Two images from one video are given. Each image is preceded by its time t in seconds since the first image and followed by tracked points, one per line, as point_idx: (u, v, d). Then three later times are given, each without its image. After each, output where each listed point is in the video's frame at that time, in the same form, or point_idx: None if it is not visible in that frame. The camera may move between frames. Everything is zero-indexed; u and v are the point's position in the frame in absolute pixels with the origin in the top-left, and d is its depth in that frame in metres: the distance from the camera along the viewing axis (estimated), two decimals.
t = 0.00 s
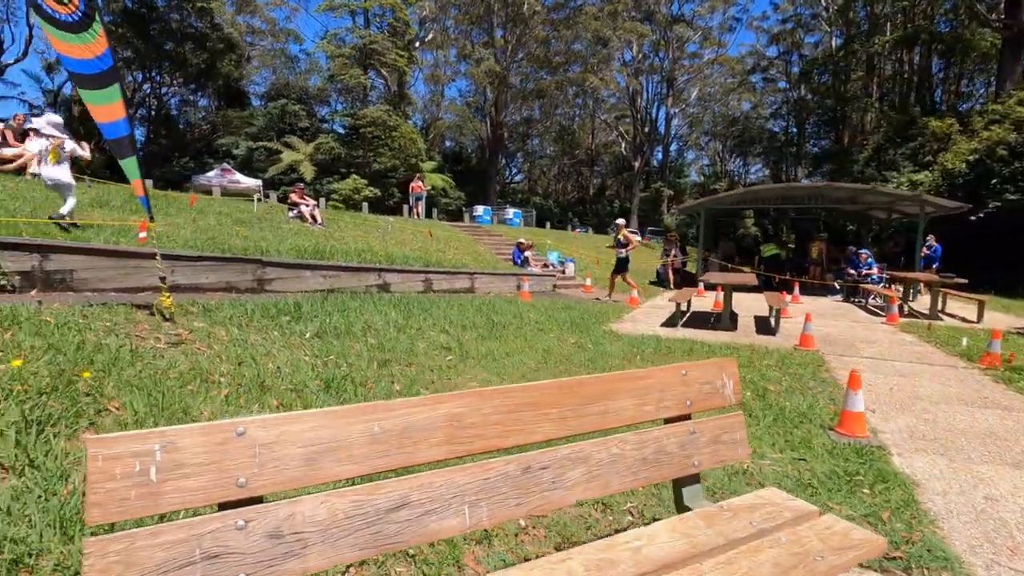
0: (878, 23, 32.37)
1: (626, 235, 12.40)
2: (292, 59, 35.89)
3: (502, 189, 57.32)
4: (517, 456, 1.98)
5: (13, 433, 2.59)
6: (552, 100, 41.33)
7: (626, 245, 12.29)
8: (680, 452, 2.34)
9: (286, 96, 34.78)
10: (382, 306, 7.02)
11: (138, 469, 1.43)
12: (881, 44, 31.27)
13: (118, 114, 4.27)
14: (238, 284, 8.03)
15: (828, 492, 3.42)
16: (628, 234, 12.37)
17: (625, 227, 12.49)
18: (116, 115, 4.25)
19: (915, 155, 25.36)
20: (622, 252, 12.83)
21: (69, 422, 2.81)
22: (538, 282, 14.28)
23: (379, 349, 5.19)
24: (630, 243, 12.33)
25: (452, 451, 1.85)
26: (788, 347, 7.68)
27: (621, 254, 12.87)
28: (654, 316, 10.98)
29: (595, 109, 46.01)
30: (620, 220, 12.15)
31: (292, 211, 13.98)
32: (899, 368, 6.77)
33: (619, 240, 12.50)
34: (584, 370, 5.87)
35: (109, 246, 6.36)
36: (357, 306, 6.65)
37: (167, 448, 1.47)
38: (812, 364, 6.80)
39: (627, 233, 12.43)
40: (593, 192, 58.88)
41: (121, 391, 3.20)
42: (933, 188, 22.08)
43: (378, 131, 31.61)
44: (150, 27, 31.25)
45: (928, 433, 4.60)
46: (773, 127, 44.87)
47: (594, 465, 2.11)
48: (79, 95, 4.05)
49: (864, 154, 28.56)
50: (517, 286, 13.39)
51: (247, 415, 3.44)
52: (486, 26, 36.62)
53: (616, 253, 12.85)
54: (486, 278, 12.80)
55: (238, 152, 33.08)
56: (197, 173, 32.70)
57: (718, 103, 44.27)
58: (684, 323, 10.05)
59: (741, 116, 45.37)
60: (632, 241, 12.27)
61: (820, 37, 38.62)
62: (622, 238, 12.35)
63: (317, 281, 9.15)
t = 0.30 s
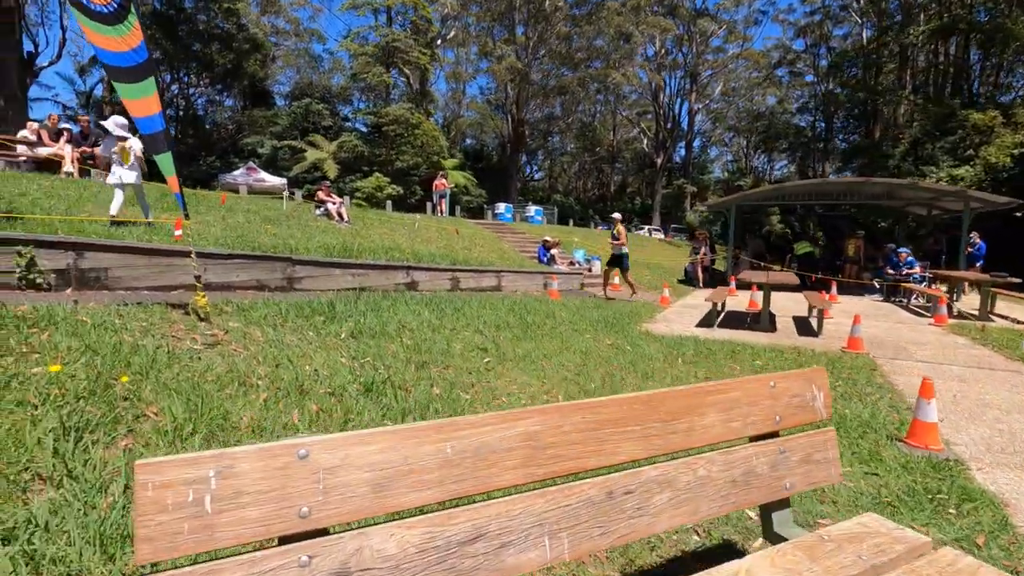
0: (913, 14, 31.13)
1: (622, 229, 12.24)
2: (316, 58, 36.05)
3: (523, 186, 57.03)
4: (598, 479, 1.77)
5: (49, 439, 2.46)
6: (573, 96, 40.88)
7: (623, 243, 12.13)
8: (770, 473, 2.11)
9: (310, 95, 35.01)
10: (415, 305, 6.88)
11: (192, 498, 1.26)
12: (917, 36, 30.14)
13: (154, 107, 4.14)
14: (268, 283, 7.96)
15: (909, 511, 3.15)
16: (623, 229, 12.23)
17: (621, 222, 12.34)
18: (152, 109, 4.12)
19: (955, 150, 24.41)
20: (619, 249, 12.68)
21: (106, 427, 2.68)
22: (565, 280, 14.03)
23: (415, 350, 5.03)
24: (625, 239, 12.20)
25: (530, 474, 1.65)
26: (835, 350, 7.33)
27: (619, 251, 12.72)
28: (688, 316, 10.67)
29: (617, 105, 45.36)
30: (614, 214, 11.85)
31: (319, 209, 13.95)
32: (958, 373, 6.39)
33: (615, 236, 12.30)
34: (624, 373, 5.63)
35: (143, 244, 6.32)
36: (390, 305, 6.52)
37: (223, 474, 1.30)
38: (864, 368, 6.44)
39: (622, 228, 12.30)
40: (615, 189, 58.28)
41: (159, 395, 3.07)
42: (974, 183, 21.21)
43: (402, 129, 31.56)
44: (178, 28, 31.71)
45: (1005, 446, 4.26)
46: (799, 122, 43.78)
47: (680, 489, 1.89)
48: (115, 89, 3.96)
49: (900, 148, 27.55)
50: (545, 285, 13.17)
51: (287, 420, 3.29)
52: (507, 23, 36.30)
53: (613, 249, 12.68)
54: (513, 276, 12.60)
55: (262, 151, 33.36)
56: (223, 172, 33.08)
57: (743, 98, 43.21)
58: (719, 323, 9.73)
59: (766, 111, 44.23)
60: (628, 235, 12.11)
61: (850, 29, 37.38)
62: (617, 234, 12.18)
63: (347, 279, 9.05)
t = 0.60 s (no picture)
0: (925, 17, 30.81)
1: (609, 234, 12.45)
2: (324, 63, 36.07)
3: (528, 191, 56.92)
4: (685, 522, 1.57)
5: (66, 464, 2.27)
6: (579, 101, 40.75)
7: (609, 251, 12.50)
8: (863, 508, 1.90)
9: (318, 100, 35.10)
10: (433, 313, 6.69)
11: (243, 558, 1.08)
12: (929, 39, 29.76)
13: (171, 109, 3.93)
14: (283, 289, 7.80)
15: (984, 539, 2.91)
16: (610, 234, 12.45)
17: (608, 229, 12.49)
18: (169, 110, 3.92)
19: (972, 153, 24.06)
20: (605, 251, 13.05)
21: (125, 448, 2.50)
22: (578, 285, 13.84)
23: (439, 361, 4.84)
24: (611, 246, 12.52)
25: (614, 519, 1.45)
26: (866, 359, 7.08)
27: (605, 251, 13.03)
28: (707, 323, 10.45)
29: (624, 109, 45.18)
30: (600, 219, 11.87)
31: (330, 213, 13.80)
32: (1000, 384, 6.13)
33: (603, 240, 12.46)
34: (654, 383, 5.42)
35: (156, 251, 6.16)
36: (409, 312, 6.35)
37: (277, 529, 1.11)
38: (900, 378, 6.19)
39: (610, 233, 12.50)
40: (621, 194, 58.16)
41: (180, 413, 2.88)
42: (991, 186, 20.89)
43: (410, 134, 31.49)
44: (187, 33, 31.82)
45: None
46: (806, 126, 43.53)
47: (772, 530, 1.69)
48: (131, 90, 3.78)
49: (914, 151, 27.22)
50: (559, 290, 12.98)
51: (314, 438, 3.10)
52: (514, 27, 36.28)
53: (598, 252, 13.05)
54: (526, 281, 12.41)
55: (269, 156, 33.35)
56: (231, 177, 33.08)
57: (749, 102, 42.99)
58: (741, 330, 9.51)
59: (773, 115, 43.92)
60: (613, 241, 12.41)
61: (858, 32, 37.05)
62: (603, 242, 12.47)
63: (360, 285, 8.88)
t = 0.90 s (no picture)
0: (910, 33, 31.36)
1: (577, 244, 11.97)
2: (315, 74, 36.02)
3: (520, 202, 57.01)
4: (753, 555, 1.44)
5: (66, 492, 2.11)
6: (571, 113, 40.95)
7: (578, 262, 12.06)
8: (925, 534, 1.79)
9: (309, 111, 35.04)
10: (436, 325, 6.55)
11: None
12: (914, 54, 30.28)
13: (173, 116, 3.81)
14: (279, 301, 7.62)
15: None
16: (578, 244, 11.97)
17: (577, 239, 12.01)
18: (171, 117, 3.79)
19: (960, 165, 24.42)
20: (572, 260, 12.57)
21: (128, 474, 2.34)
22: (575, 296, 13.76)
23: (446, 376, 4.70)
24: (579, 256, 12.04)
25: (683, 554, 1.34)
26: (871, 370, 7.03)
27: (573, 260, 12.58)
28: (707, 334, 10.39)
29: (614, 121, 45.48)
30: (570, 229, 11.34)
31: (325, 224, 13.63)
32: (1009, 395, 6.08)
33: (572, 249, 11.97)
34: (664, 397, 5.31)
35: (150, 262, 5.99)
36: (412, 325, 6.21)
37: None
38: (910, 390, 6.13)
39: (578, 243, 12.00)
40: (611, 205, 58.48)
41: (185, 434, 2.73)
42: (979, 198, 21.17)
43: (403, 146, 31.37)
44: (178, 44, 31.66)
45: None
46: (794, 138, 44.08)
47: (842, 561, 1.57)
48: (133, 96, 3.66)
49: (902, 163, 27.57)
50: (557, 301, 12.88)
51: (325, 460, 2.94)
52: (506, 40, 36.50)
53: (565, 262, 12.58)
54: (524, 292, 12.29)
55: (260, 166, 33.11)
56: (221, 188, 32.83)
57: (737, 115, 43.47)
58: (742, 341, 9.43)
59: (760, 127, 44.37)
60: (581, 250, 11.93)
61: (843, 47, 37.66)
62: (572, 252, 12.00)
63: (358, 297, 8.72)
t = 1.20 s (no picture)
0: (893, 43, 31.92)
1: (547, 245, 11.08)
2: (303, 79, 35.70)
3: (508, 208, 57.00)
4: None
5: (77, 516, 1.98)
6: (559, 120, 41.03)
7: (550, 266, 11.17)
8: (992, 550, 1.72)
9: (296, 116, 34.81)
10: (439, 332, 6.42)
11: None
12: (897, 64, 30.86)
13: (175, 118, 3.64)
14: (275, 309, 7.45)
15: None
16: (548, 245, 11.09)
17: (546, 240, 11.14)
18: (174, 119, 3.63)
19: (943, 172, 24.84)
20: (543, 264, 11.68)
21: (140, 495, 2.20)
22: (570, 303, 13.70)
23: (455, 386, 4.58)
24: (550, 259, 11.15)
25: None
26: (873, 375, 7.04)
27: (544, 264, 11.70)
28: (705, 340, 10.36)
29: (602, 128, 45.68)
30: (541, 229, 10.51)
31: (317, 231, 13.43)
32: (1013, 400, 6.10)
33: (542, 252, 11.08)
34: (674, 405, 5.24)
35: (142, 269, 5.78)
36: (415, 332, 6.08)
37: None
38: (915, 395, 6.12)
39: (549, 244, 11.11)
40: (599, 212, 58.70)
41: (197, 449, 2.60)
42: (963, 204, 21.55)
43: (392, 151, 31.14)
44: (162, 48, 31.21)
45: None
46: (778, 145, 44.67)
47: None
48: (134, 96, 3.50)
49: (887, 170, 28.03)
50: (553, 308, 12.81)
51: (342, 475, 2.81)
52: (495, 47, 36.56)
53: (536, 265, 11.66)
54: (520, 299, 12.20)
55: (246, 172, 32.71)
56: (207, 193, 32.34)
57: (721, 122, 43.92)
58: (742, 347, 9.41)
59: (745, 135, 44.91)
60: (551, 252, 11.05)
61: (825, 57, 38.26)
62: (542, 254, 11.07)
63: (354, 304, 8.56)
